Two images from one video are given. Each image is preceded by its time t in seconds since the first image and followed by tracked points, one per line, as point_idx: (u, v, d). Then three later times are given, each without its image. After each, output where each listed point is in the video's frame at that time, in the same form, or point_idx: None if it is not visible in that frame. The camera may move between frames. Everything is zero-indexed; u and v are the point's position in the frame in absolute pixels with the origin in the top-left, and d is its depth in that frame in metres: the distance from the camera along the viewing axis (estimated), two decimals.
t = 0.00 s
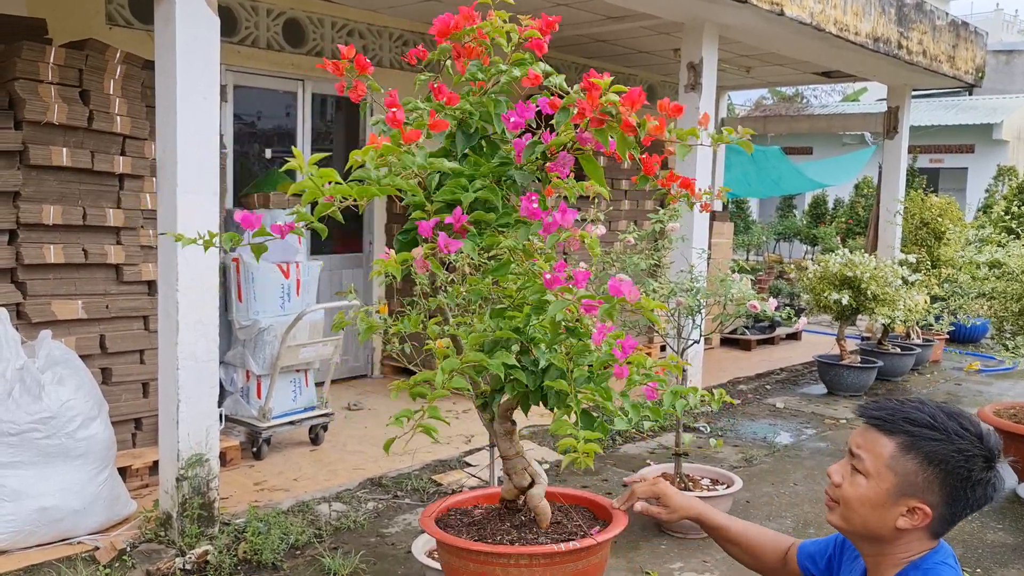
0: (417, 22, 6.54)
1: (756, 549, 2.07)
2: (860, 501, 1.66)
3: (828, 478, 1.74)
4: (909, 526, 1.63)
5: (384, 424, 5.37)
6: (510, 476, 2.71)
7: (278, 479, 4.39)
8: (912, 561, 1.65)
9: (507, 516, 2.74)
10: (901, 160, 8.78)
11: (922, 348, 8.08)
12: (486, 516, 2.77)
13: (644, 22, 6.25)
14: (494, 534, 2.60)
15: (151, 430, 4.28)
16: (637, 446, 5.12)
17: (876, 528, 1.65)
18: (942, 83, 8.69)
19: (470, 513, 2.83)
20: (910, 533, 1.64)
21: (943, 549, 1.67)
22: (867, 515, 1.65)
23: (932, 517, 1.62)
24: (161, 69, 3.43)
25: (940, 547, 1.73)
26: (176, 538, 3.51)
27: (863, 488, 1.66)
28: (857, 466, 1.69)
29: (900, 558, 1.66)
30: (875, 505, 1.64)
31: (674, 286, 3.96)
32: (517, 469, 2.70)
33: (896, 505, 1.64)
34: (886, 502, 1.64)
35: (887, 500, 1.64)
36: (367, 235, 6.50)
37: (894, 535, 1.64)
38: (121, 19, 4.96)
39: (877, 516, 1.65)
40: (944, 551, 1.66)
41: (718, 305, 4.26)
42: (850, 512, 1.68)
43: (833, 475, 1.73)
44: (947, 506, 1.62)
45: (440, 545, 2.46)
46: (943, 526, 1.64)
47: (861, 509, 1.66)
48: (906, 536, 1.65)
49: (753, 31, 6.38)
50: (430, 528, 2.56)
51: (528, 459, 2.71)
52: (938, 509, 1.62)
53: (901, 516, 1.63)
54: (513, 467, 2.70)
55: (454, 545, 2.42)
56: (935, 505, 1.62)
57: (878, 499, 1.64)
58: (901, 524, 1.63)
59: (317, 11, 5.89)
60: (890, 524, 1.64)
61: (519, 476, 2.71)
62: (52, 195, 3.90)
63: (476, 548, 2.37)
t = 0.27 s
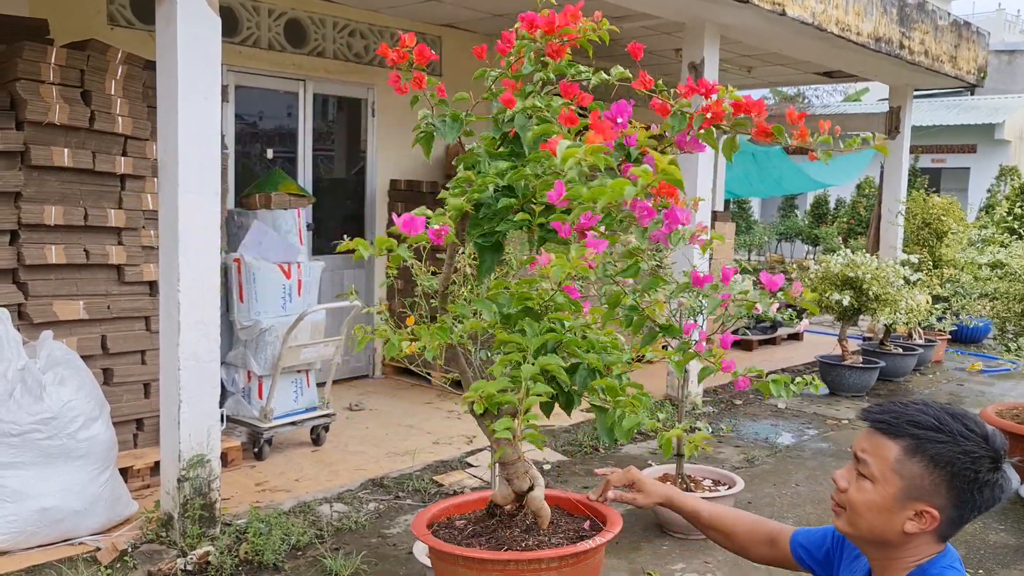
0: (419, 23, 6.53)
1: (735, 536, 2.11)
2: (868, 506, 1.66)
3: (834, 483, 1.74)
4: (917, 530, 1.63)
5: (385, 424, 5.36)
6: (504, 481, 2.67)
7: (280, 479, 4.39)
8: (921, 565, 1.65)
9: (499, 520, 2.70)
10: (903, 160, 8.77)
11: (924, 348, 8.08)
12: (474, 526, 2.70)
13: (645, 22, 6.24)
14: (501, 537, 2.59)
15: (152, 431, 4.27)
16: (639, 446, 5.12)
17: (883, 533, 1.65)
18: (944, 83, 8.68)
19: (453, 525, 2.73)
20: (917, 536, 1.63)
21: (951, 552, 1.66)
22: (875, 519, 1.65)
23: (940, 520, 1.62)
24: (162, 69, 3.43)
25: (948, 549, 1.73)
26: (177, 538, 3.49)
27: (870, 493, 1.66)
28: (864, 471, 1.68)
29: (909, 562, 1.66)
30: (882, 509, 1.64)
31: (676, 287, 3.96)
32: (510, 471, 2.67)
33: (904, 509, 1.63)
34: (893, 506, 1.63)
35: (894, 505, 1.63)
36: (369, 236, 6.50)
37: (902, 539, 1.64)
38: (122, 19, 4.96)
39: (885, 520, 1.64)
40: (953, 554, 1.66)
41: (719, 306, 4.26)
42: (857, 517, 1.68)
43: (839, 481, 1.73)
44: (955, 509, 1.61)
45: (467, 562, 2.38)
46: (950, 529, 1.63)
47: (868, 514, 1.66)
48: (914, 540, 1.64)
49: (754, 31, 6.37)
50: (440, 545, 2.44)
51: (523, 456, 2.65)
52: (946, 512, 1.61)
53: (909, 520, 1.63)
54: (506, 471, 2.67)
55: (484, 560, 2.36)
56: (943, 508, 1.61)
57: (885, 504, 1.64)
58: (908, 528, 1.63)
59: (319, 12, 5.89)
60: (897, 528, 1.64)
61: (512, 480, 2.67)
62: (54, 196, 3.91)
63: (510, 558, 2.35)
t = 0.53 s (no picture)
0: (420, 24, 6.53)
1: (731, 547, 2.09)
2: (867, 515, 1.66)
3: (833, 491, 1.74)
4: (918, 536, 1.63)
5: (386, 425, 5.37)
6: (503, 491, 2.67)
7: (280, 480, 4.39)
8: (923, 569, 1.65)
9: (498, 528, 2.69)
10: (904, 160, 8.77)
11: (925, 348, 8.08)
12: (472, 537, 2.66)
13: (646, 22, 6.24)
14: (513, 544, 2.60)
15: (152, 431, 4.28)
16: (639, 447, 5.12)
17: (884, 540, 1.65)
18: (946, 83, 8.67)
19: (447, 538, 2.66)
20: (919, 542, 1.63)
21: (952, 555, 1.67)
22: (876, 528, 1.65)
23: (940, 526, 1.62)
24: (162, 71, 3.43)
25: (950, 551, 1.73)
26: (177, 539, 3.49)
27: (869, 501, 1.66)
28: (863, 479, 1.68)
29: (911, 567, 1.66)
30: (882, 517, 1.64)
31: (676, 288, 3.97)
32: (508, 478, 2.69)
33: (904, 516, 1.63)
34: (894, 513, 1.64)
35: (894, 512, 1.63)
36: (370, 236, 6.51)
37: (904, 546, 1.64)
38: (123, 20, 4.97)
39: (886, 528, 1.65)
40: (955, 557, 1.66)
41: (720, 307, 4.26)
42: (856, 525, 1.68)
43: (838, 488, 1.73)
44: (955, 514, 1.61)
45: (496, 568, 2.35)
46: (951, 534, 1.63)
47: (869, 523, 1.66)
48: (915, 546, 1.64)
49: (755, 32, 6.37)
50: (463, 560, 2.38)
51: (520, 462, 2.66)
52: (946, 517, 1.61)
53: (909, 526, 1.63)
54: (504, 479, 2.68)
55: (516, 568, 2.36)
56: (943, 513, 1.61)
57: (885, 512, 1.64)
58: (909, 534, 1.63)
59: (320, 12, 5.89)
60: (898, 535, 1.64)
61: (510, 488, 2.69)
62: (54, 197, 3.91)
63: (539, 562, 2.37)
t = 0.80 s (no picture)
0: (421, 24, 6.54)
1: None
2: (865, 509, 1.67)
3: (832, 481, 1.74)
4: (912, 537, 1.63)
5: (386, 425, 5.37)
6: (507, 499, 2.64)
7: (280, 480, 4.39)
8: (914, 570, 1.66)
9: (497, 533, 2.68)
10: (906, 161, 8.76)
11: (926, 349, 8.07)
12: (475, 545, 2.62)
13: (647, 23, 6.24)
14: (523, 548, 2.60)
15: (153, 432, 4.28)
16: (640, 447, 5.11)
17: (879, 536, 1.66)
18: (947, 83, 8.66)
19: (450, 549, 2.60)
20: (911, 543, 1.64)
21: (945, 558, 1.67)
22: (872, 523, 1.66)
23: (936, 528, 1.62)
24: (162, 70, 3.43)
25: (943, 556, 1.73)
26: (178, 539, 3.49)
27: (868, 495, 1.67)
28: (865, 473, 1.69)
29: (902, 566, 1.66)
30: (880, 513, 1.65)
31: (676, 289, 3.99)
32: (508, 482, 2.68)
33: (901, 514, 1.63)
34: (892, 511, 1.64)
35: (892, 510, 1.64)
36: (370, 236, 6.51)
37: (896, 544, 1.65)
38: (123, 20, 4.97)
39: (881, 524, 1.65)
40: (946, 563, 1.66)
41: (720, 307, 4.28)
42: (853, 518, 1.68)
43: (837, 480, 1.74)
44: (952, 518, 1.61)
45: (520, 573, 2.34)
46: (946, 538, 1.63)
47: (865, 517, 1.67)
48: (908, 546, 1.65)
49: (756, 32, 6.37)
50: (487, 569, 2.35)
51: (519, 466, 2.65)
52: (943, 521, 1.61)
53: (904, 526, 1.63)
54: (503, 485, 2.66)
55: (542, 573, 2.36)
56: (941, 516, 1.61)
57: (883, 509, 1.64)
58: (903, 534, 1.64)
59: (320, 12, 5.89)
60: (893, 533, 1.64)
61: (512, 492, 2.67)
62: (55, 197, 3.91)
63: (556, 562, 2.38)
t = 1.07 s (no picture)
0: (422, 24, 6.54)
1: None
2: (861, 506, 1.67)
3: (831, 479, 1.75)
4: (908, 536, 1.63)
5: (387, 425, 5.37)
6: (516, 499, 2.66)
7: (281, 480, 4.39)
8: (912, 570, 1.65)
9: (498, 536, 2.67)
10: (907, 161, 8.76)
11: (927, 349, 8.07)
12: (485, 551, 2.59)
13: (648, 23, 6.25)
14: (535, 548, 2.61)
15: (154, 432, 4.28)
16: (641, 448, 5.11)
17: (875, 534, 1.66)
18: (948, 83, 8.65)
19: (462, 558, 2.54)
20: (907, 542, 1.64)
21: (944, 559, 1.66)
22: (867, 520, 1.66)
23: (933, 528, 1.62)
24: (163, 70, 3.43)
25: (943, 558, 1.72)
26: (178, 539, 3.49)
27: (865, 493, 1.67)
28: (863, 471, 1.69)
29: (899, 566, 1.66)
30: (876, 511, 1.65)
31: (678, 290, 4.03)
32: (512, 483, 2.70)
33: (898, 513, 1.63)
34: (888, 509, 1.64)
35: (889, 508, 1.64)
36: (371, 236, 6.51)
37: (892, 543, 1.65)
38: (124, 20, 4.97)
39: (877, 523, 1.65)
40: (945, 564, 1.65)
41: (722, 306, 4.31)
42: (850, 515, 1.69)
43: (836, 477, 1.75)
44: (949, 519, 1.60)
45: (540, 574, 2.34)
46: (944, 539, 1.63)
47: (861, 514, 1.67)
48: (905, 546, 1.65)
49: (757, 32, 6.37)
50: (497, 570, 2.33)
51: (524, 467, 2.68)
52: (940, 521, 1.61)
53: (901, 524, 1.63)
54: (510, 486, 2.67)
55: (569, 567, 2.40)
56: (938, 516, 1.60)
57: (880, 506, 1.65)
58: (899, 533, 1.64)
59: (321, 12, 5.89)
60: (889, 531, 1.64)
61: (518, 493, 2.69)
62: (56, 197, 3.92)
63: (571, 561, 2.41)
